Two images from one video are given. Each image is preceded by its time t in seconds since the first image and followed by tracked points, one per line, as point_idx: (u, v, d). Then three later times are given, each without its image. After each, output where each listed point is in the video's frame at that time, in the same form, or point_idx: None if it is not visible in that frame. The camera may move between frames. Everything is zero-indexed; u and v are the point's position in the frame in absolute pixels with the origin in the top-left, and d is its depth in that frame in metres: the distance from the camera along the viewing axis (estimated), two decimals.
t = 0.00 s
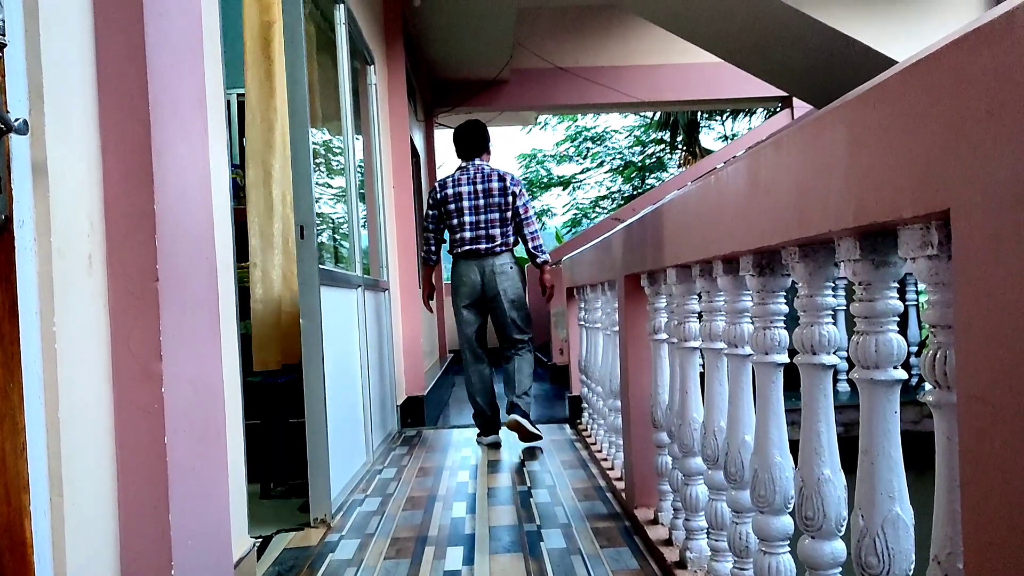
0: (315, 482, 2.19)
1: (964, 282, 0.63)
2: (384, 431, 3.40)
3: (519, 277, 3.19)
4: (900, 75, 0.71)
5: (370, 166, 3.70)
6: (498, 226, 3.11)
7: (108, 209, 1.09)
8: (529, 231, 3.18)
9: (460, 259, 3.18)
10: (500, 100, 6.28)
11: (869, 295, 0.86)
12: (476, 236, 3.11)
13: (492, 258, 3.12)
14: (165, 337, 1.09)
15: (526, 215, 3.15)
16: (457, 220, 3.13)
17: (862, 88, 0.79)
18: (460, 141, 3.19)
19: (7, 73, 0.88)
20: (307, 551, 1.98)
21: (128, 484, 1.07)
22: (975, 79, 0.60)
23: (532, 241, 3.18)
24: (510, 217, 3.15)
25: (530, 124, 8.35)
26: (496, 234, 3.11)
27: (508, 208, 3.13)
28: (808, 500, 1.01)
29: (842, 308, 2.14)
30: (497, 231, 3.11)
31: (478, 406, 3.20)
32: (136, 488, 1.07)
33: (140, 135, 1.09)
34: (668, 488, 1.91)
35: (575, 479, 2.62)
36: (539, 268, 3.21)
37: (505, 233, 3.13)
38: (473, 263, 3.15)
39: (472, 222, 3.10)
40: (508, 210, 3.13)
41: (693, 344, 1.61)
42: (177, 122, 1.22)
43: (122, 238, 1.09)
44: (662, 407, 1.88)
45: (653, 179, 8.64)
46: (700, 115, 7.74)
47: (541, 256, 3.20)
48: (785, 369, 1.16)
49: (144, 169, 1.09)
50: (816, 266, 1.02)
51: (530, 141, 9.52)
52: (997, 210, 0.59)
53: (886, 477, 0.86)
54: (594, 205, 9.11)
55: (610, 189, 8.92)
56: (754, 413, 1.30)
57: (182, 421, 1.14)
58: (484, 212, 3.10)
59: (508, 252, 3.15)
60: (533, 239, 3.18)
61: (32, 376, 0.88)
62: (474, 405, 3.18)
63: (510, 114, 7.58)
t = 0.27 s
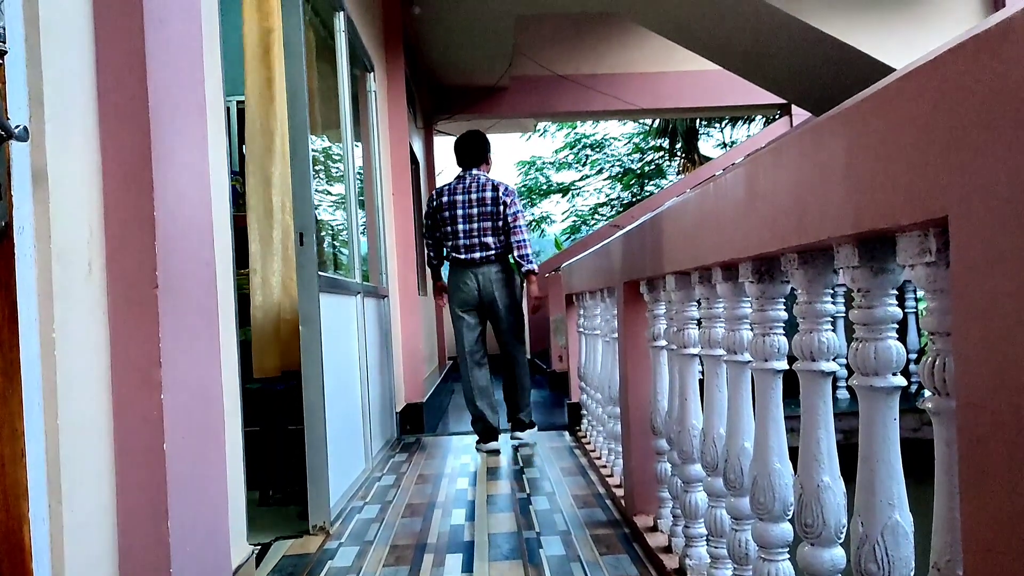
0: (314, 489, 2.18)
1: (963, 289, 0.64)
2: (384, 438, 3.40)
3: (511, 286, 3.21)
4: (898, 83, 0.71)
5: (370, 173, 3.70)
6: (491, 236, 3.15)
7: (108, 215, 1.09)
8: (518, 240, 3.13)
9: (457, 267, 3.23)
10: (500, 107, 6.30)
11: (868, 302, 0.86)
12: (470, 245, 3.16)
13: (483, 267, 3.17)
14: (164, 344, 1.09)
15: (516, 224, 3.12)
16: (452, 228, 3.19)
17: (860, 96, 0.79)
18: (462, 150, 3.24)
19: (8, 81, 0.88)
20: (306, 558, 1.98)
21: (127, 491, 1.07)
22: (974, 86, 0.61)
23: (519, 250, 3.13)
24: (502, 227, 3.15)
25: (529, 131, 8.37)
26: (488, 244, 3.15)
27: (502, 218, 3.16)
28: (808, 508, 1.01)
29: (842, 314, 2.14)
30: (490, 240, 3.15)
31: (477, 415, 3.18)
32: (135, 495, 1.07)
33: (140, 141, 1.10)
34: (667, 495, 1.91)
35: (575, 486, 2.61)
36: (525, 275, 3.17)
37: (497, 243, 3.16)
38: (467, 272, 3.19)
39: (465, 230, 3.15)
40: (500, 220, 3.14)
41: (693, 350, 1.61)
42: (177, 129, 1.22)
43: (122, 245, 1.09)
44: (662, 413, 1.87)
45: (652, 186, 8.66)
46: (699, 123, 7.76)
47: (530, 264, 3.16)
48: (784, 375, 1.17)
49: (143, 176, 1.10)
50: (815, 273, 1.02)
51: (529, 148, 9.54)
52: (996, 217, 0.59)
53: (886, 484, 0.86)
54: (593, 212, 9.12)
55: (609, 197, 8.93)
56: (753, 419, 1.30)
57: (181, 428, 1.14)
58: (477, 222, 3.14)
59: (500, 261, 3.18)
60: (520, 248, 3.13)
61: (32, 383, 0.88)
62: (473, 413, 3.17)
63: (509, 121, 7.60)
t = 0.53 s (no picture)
0: (314, 494, 2.18)
1: (962, 294, 0.64)
2: (383, 444, 3.39)
3: (512, 296, 3.27)
4: (898, 88, 0.72)
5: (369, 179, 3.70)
6: (492, 246, 3.19)
7: (108, 221, 1.10)
8: (514, 251, 3.13)
9: (458, 277, 3.28)
10: (500, 112, 6.31)
11: (868, 306, 0.87)
12: (472, 255, 3.20)
13: (484, 277, 3.22)
14: (164, 348, 1.09)
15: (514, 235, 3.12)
16: (454, 239, 3.22)
17: (860, 101, 0.80)
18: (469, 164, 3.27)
19: (9, 87, 0.89)
20: (305, 564, 1.97)
21: (126, 496, 1.06)
22: (973, 92, 0.61)
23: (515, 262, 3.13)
24: (502, 239, 3.17)
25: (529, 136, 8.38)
26: (490, 255, 3.19)
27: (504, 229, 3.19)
28: (808, 512, 1.01)
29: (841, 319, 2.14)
30: (492, 250, 3.18)
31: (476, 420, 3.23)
32: (135, 500, 1.07)
33: (140, 147, 1.10)
34: (667, 501, 1.91)
35: (575, 492, 2.61)
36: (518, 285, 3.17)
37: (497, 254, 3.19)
38: (468, 281, 3.24)
39: (468, 240, 3.19)
40: (500, 232, 3.16)
41: (693, 356, 1.61)
42: (177, 134, 1.22)
43: (121, 250, 1.09)
44: (662, 419, 1.87)
45: (652, 191, 8.67)
46: (698, 128, 7.78)
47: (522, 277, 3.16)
48: (784, 380, 1.17)
49: (143, 181, 1.10)
50: (814, 278, 1.02)
51: (528, 154, 9.55)
52: (995, 221, 0.59)
53: (886, 489, 0.86)
54: (592, 217, 9.13)
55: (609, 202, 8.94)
56: (753, 424, 1.30)
57: (181, 432, 1.13)
58: (478, 233, 3.17)
59: (500, 271, 3.23)
60: (516, 259, 3.13)
61: (31, 388, 0.88)
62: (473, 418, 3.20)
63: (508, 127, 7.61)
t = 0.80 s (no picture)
0: (314, 497, 2.18)
1: (962, 298, 0.64)
2: (384, 448, 3.39)
3: (524, 300, 3.31)
4: (897, 92, 0.72)
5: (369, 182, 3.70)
6: (505, 252, 3.23)
7: (108, 225, 1.10)
8: (530, 259, 3.21)
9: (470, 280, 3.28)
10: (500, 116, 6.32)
11: (868, 310, 0.87)
12: (485, 259, 3.22)
13: (499, 280, 3.24)
14: (164, 352, 1.10)
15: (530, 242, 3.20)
16: (467, 243, 3.24)
17: (860, 105, 0.80)
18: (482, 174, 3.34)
19: (10, 91, 0.89)
20: (305, 568, 1.97)
21: (127, 499, 1.06)
22: (972, 96, 0.61)
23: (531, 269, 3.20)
24: (516, 245, 3.24)
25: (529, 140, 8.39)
26: (503, 259, 3.22)
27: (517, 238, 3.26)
28: (808, 516, 1.01)
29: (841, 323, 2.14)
30: (505, 255, 3.22)
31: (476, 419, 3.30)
32: (135, 504, 1.07)
33: (140, 152, 1.10)
34: (668, 505, 1.90)
35: (575, 496, 2.61)
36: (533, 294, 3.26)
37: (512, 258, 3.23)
38: (481, 285, 3.24)
39: (482, 245, 3.21)
40: (514, 238, 3.22)
41: (693, 359, 1.61)
42: (178, 138, 1.23)
43: (121, 254, 1.09)
44: (662, 423, 1.87)
45: (652, 195, 8.68)
46: (698, 132, 7.79)
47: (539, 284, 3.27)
48: (784, 384, 1.16)
49: (143, 185, 1.10)
50: (815, 281, 1.02)
51: (529, 158, 9.56)
52: (995, 225, 0.59)
53: (887, 493, 0.86)
54: (593, 221, 9.14)
55: (609, 206, 8.94)
56: (754, 428, 1.30)
57: (181, 436, 1.13)
58: (491, 238, 3.21)
59: (514, 275, 3.26)
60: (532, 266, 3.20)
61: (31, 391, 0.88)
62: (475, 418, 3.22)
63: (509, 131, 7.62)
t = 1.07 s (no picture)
0: (314, 499, 2.17)
1: (962, 300, 0.64)
2: (384, 450, 3.40)
3: (535, 300, 3.42)
4: (897, 95, 0.72)
5: (370, 184, 3.71)
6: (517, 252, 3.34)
7: (109, 228, 1.10)
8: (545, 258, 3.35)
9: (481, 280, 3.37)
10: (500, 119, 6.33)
11: (868, 313, 0.87)
12: (497, 259, 3.31)
13: (511, 280, 3.33)
14: (164, 354, 1.10)
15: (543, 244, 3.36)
16: (479, 244, 3.33)
17: (860, 107, 0.80)
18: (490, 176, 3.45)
19: (10, 93, 0.89)
20: (305, 570, 1.96)
21: (127, 502, 1.06)
22: (972, 99, 0.61)
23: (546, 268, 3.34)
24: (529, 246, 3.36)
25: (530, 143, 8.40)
26: (515, 260, 3.32)
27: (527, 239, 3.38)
28: (809, 518, 1.01)
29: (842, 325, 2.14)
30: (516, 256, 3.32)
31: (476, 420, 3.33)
32: (135, 506, 1.07)
33: (140, 154, 1.11)
34: (668, 507, 1.90)
35: (575, 498, 2.61)
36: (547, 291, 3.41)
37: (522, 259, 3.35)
38: (493, 284, 3.33)
39: (494, 247, 3.30)
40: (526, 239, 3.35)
41: (693, 362, 1.61)
42: (178, 140, 1.23)
43: (122, 257, 1.09)
44: (662, 425, 1.87)
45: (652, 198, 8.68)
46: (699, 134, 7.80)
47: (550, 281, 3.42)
48: (785, 387, 1.17)
49: (144, 188, 1.10)
50: (815, 284, 1.02)
51: (529, 160, 9.56)
52: (995, 228, 0.59)
53: (887, 495, 0.86)
54: (594, 223, 9.14)
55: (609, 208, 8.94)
56: (754, 430, 1.30)
57: (181, 437, 1.14)
58: (504, 239, 3.31)
59: (525, 275, 3.37)
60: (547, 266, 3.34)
61: (31, 393, 0.88)
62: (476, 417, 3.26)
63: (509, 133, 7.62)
